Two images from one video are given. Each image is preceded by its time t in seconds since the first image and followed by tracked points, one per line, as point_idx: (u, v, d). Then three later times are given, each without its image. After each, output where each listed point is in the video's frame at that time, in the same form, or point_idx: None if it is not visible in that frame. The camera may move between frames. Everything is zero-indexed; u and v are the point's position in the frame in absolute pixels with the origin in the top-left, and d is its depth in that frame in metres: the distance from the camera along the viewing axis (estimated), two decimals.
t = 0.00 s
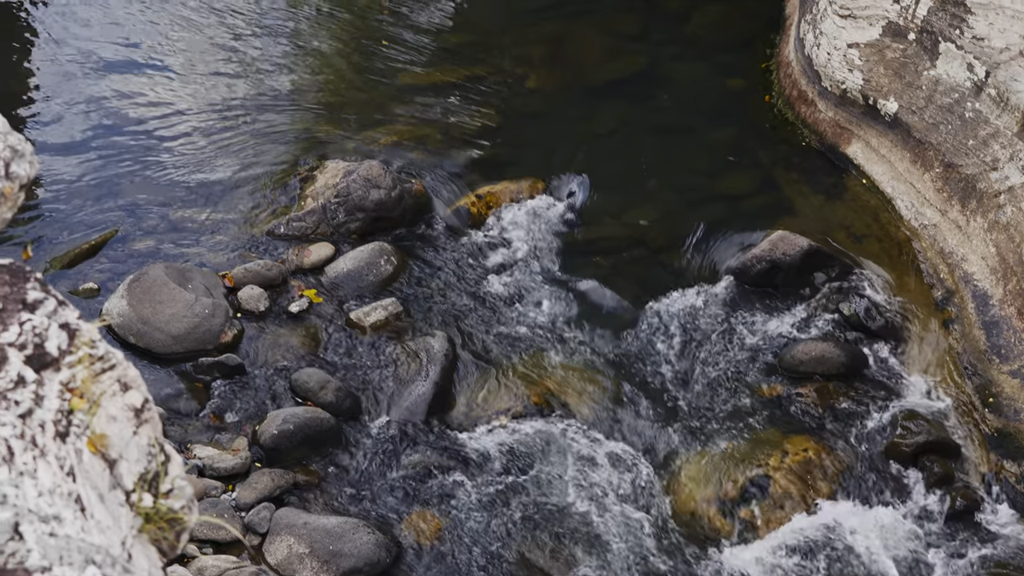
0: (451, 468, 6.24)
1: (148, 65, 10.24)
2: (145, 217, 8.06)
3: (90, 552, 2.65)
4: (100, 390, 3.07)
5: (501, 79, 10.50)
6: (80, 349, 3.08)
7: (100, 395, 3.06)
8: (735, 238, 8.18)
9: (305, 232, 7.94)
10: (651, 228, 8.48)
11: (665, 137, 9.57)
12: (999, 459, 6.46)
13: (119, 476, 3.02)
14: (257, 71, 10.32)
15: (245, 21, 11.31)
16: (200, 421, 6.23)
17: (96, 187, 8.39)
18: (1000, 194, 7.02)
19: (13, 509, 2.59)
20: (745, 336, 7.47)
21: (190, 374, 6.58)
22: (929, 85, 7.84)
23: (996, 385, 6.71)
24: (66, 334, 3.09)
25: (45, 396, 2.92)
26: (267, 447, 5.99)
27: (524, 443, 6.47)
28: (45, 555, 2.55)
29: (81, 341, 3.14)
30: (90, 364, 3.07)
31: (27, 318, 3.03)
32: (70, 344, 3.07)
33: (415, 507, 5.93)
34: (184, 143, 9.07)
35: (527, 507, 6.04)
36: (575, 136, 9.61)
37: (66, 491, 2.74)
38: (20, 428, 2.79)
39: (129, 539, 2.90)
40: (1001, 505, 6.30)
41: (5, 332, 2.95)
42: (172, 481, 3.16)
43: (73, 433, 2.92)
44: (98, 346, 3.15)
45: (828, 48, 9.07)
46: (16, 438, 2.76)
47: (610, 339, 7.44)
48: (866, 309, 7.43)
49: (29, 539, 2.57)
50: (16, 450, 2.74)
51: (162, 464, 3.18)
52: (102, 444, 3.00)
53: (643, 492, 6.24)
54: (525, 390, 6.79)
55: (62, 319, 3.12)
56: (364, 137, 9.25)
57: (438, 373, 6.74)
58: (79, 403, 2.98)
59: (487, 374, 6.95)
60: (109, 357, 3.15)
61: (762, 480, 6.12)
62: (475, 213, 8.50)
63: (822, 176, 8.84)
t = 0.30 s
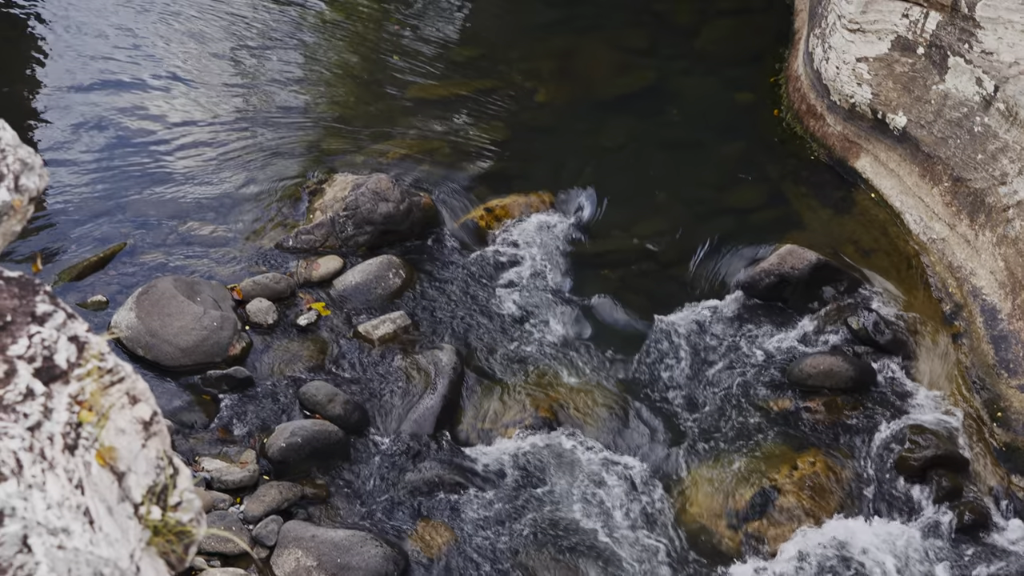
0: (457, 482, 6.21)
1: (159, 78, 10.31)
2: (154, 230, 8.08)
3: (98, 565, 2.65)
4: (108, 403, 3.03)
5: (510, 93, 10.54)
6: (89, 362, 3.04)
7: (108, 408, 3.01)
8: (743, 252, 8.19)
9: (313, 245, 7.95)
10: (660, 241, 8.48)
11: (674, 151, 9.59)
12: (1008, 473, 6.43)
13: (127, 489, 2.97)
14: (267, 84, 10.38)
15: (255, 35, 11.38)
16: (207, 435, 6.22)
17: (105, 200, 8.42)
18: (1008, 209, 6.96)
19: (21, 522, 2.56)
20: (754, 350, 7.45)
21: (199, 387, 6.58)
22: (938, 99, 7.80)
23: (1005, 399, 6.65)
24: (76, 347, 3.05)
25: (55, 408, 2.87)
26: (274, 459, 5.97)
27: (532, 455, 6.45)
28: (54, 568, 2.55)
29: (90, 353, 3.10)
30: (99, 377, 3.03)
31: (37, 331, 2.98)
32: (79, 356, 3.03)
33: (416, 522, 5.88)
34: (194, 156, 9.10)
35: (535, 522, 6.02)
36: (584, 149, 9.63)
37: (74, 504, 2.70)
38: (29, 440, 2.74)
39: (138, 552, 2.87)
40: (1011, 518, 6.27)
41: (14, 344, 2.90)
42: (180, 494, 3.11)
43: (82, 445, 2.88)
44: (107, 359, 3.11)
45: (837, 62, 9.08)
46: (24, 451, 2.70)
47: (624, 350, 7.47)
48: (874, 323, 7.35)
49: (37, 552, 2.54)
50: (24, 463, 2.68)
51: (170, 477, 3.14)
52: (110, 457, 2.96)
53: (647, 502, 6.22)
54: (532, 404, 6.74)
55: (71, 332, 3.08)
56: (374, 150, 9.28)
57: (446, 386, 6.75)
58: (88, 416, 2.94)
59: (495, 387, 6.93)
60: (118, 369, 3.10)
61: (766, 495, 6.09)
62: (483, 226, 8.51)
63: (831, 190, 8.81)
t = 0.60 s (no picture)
0: (465, 496, 6.19)
1: (168, 91, 10.36)
2: (162, 243, 8.09)
3: None
4: (117, 415, 2.94)
5: (518, 105, 10.56)
6: (97, 375, 2.95)
7: (117, 421, 2.93)
8: (751, 265, 8.18)
9: (321, 258, 7.96)
10: (668, 255, 8.49)
11: (682, 165, 9.60)
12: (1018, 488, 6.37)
13: (136, 501, 2.93)
14: (276, 96, 10.43)
15: (265, 48, 11.43)
16: (216, 447, 6.23)
17: (114, 212, 8.44)
18: (1017, 223, 6.87)
19: (29, 534, 2.57)
20: (763, 362, 7.45)
21: (207, 400, 6.58)
22: (946, 113, 7.75)
23: (1014, 414, 6.57)
24: (84, 360, 2.96)
25: (62, 421, 2.80)
26: (282, 472, 5.98)
27: (541, 468, 6.43)
28: None
29: (98, 366, 3.00)
30: (106, 390, 2.94)
31: (45, 343, 2.90)
32: (88, 369, 2.94)
33: (425, 534, 5.88)
34: (202, 169, 9.13)
35: (543, 536, 6.00)
36: (592, 162, 9.65)
37: (83, 516, 2.68)
38: (37, 453, 2.71)
39: (145, 566, 2.83)
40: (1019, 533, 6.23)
41: (22, 357, 2.83)
42: (189, 506, 3.07)
43: (90, 458, 2.82)
44: (115, 372, 3.01)
45: (845, 76, 9.00)
46: (33, 464, 2.67)
47: (640, 359, 7.49)
48: (883, 336, 7.41)
49: (45, 565, 2.56)
50: (33, 475, 2.66)
51: (179, 489, 3.07)
52: (119, 470, 2.90)
53: (651, 514, 6.23)
54: (540, 420, 6.73)
55: (79, 344, 2.99)
56: (382, 163, 9.31)
57: (454, 400, 6.71)
58: (96, 429, 2.86)
59: (506, 400, 6.93)
60: (127, 382, 3.01)
61: (775, 510, 6.07)
62: (491, 239, 8.50)
63: (840, 204, 8.80)
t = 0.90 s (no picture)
0: (475, 511, 6.17)
1: (177, 105, 10.42)
2: (171, 256, 8.11)
3: None
4: (126, 429, 2.92)
5: (527, 119, 10.58)
6: (106, 389, 2.94)
7: (126, 435, 2.91)
8: (759, 281, 8.18)
9: (329, 272, 7.97)
10: (677, 270, 8.48)
11: (691, 180, 9.61)
12: None
13: (144, 515, 2.89)
14: (285, 111, 10.47)
15: (275, 62, 11.50)
16: (224, 461, 6.22)
17: (122, 225, 8.47)
18: None
19: (38, 548, 2.52)
20: (771, 376, 7.43)
21: (214, 414, 6.57)
22: (955, 128, 7.74)
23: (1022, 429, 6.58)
24: (93, 374, 2.94)
25: (72, 435, 2.77)
26: (290, 487, 5.96)
27: (550, 483, 6.41)
28: None
29: (106, 380, 2.99)
30: (115, 405, 2.92)
31: (54, 358, 2.88)
32: (97, 384, 2.92)
33: (433, 548, 5.85)
34: (211, 183, 9.16)
35: (550, 551, 5.98)
36: (600, 177, 9.66)
37: (91, 530, 2.64)
38: (46, 466, 2.66)
39: None
40: None
41: (31, 371, 2.80)
42: (196, 521, 3.01)
43: (99, 472, 2.78)
44: (123, 386, 3.00)
45: (854, 91, 9.06)
46: (42, 478, 2.63)
47: (647, 375, 7.46)
48: (891, 351, 7.39)
49: None
50: (41, 489, 2.61)
51: (186, 504, 3.02)
52: (127, 484, 2.86)
53: (660, 529, 6.20)
54: (550, 434, 6.71)
55: (89, 358, 2.97)
56: (391, 178, 9.33)
57: (461, 415, 6.68)
58: (105, 443, 2.84)
59: (515, 416, 6.89)
60: (135, 397, 2.99)
61: (783, 525, 6.04)
62: (500, 254, 8.48)
63: (849, 219, 8.79)
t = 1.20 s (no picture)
0: (479, 525, 6.15)
1: (184, 120, 10.46)
2: (178, 271, 8.12)
3: None
4: (132, 445, 2.90)
5: (534, 135, 10.60)
6: (113, 405, 2.91)
7: (133, 450, 2.89)
8: (766, 296, 8.18)
9: (336, 287, 7.97)
10: (684, 286, 8.48)
11: (698, 197, 9.62)
12: None
13: (151, 531, 2.87)
14: (293, 126, 10.52)
15: (283, 77, 11.56)
16: (230, 476, 6.20)
17: (129, 240, 8.49)
18: None
19: (44, 564, 2.48)
20: (777, 391, 7.42)
21: (221, 429, 6.55)
22: (962, 144, 7.72)
23: None
24: (100, 390, 2.93)
25: (78, 450, 2.77)
26: (297, 502, 5.95)
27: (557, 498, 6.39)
28: None
29: (114, 396, 2.97)
30: (123, 420, 2.90)
31: (61, 372, 2.88)
32: (104, 399, 2.90)
33: (440, 565, 5.85)
34: (218, 198, 9.19)
35: (555, 567, 5.96)
36: (608, 193, 9.68)
37: (97, 545, 2.59)
38: (53, 481, 2.65)
39: None
40: None
41: (38, 387, 2.82)
42: (204, 536, 3.00)
43: (106, 487, 2.76)
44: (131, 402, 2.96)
45: (861, 106, 9.06)
46: (48, 493, 2.61)
47: (648, 391, 7.44)
48: (898, 367, 7.34)
49: None
50: (48, 505, 2.58)
51: (194, 518, 3.02)
52: (134, 499, 2.84)
53: (663, 539, 6.21)
54: (556, 449, 6.67)
55: (96, 373, 2.96)
56: (398, 193, 9.35)
57: (468, 429, 6.67)
58: (112, 458, 2.82)
59: (520, 433, 6.84)
60: (143, 412, 2.96)
61: (791, 541, 5.99)
62: (507, 268, 8.47)
63: (855, 235, 8.80)
